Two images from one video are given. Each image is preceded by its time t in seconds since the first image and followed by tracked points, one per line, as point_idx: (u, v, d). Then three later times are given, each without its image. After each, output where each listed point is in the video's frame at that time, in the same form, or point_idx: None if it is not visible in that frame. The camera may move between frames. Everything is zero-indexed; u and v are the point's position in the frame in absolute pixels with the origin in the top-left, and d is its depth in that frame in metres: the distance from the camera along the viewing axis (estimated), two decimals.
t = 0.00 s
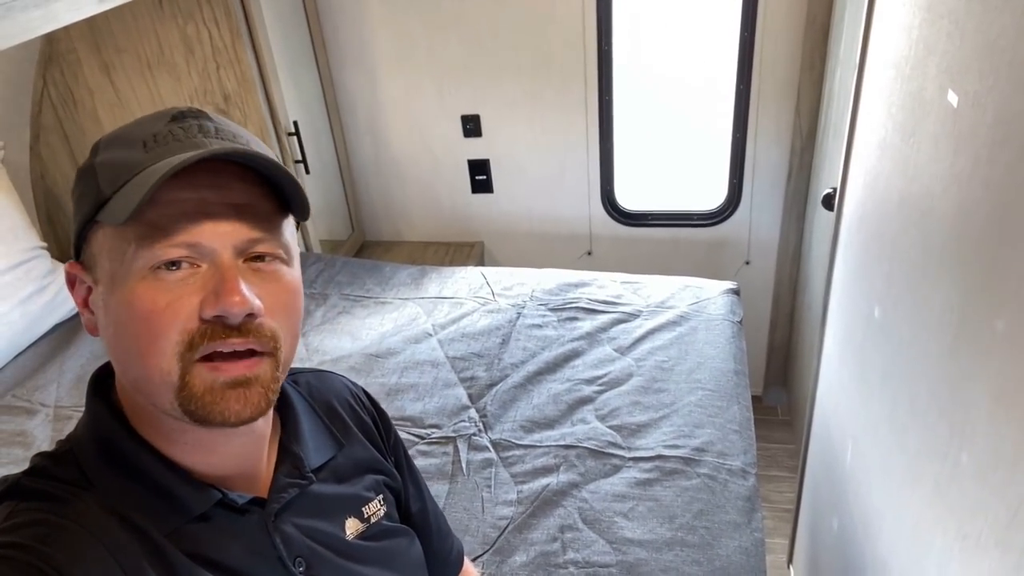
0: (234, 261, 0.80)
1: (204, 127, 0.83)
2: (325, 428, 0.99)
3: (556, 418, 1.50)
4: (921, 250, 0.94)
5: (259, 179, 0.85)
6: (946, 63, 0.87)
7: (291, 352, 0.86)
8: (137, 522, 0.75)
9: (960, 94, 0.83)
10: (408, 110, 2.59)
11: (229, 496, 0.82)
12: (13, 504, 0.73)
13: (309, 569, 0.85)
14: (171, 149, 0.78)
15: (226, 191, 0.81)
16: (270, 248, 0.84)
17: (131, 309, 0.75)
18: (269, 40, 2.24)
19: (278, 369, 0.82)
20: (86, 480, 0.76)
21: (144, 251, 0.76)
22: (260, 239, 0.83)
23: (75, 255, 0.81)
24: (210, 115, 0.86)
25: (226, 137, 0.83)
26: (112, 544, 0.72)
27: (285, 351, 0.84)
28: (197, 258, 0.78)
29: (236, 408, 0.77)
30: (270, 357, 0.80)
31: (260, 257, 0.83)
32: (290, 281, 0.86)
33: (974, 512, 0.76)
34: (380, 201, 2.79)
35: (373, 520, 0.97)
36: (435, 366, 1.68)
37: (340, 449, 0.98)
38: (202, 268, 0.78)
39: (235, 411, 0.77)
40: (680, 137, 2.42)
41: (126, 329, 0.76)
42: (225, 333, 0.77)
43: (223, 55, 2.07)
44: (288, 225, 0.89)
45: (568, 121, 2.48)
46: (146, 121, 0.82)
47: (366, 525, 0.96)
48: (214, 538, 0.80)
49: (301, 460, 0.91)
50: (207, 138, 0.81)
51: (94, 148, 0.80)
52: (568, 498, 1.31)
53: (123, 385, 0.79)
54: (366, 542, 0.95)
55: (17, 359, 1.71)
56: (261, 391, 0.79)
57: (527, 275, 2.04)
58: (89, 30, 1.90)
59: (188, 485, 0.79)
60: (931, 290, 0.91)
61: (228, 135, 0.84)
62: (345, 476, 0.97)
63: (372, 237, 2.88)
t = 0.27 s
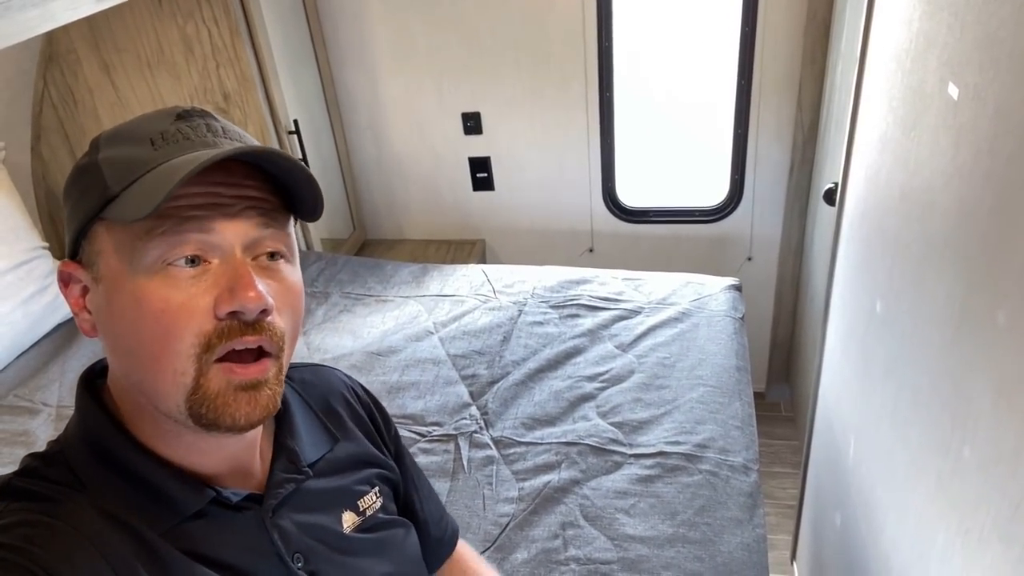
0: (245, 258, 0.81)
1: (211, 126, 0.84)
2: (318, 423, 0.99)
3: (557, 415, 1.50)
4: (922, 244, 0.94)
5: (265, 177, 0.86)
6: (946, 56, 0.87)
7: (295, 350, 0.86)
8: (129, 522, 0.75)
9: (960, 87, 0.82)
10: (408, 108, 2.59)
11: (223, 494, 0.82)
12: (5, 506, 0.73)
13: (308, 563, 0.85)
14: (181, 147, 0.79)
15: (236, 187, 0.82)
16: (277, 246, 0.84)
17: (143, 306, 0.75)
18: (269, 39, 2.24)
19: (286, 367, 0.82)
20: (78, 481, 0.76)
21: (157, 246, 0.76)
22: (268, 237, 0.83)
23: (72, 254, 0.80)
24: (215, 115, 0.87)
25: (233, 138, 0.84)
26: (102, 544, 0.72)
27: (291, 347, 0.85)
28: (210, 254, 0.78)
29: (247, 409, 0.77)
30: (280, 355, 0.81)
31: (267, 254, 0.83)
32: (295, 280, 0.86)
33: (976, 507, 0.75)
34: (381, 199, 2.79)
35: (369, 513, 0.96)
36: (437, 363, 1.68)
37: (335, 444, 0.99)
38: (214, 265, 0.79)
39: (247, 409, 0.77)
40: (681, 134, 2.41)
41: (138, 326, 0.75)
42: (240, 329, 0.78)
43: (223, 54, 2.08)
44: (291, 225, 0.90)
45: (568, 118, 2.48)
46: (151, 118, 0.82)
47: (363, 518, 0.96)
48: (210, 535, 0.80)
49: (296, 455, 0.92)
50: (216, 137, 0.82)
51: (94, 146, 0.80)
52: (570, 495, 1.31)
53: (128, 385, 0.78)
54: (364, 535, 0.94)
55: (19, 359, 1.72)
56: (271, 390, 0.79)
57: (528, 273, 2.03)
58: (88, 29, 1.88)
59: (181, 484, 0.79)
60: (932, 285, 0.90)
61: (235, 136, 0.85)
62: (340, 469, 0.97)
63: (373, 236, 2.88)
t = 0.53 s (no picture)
0: (250, 270, 0.81)
1: (222, 134, 0.83)
2: (319, 414, 0.99)
3: (561, 418, 1.50)
4: (928, 249, 0.94)
5: (275, 189, 0.85)
6: (953, 61, 0.87)
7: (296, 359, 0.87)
8: (133, 524, 0.75)
9: (966, 92, 0.82)
10: (413, 111, 2.59)
11: (228, 492, 0.82)
12: (10, 510, 0.73)
13: (314, 560, 0.86)
14: (191, 157, 0.79)
15: (245, 198, 0.81)
16: (281, 257, 0.84)
17: (147, 313, 0.75)
18: (274, 43, 2.24)
19: (286, 376, 0.83)
20: (82, 484, 0.77)
21: (162, 255, 0.76)
22: (273, 249, 0.83)
23: (77, 254, 0.80)
24: (227, 122, 0.87)
25: (243, 146, 0.84)
26: (106, 546, 0.72)
27: (291, 358, 0.85)
28: (215, 264, 0.78)
29: (246, 412, 0.78)
30: (281, 366, 0.81)
31: (271, 265, 0.84)
32: (299, 290, 0.87)
33: (983, 512, 0.75)
34: (385, 202, 2.79)
35: (369, 508, 0.96)
36: (441, 366, 1.68)
37: (337, 437, 0.99)
38: (219, 276, 0.79)
39: (245, 415, 0.78)
40: (685, 137, 2.41)
41: (141, 331, 0.75)
42: (242, 342, 0.78)
43: (228, 57, 2.08)
44: (297, 235, 0.90)
45: (573, 121, 2.48)
46: (163, 123, 0.82)
47: (364, 512, 0.95)
48: (216, 533, 0.80)
49: (299, 451, 0.92)
50: (227, 148, 0.82)
51: (104, 148, 0.80)
52: (575, 499, 1.31)
53: (130, 387, 0.79)
54: (368, 529, 0.94)
55: (24, 361, 1.72)
56: (270, 398, 0.80)
57: (532, 276, 2.03)
58: (95, 33, 1.89)
59: (185, 484, 0.79)
60: (938, 291, 0.90)
61: (245, 144, 0.84)
62: (342, 461, 0.97)
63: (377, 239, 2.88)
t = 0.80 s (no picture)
0: (254, 267, 0.81)
1: (224, 135, 0.84)
2: (320, 416, 0.99)
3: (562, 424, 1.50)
4: (930, 257, 0.94)
5: (276, 188, 0.86)
6: (956, 71, 0.87)
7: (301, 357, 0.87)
8: (137, 523, 0.76)
9: (969, 102, 0.82)
10: (416, 115, 2.60)
11: (231, 493, 0.82)
12: (15, 509, 0.73)
13: (316, 561, 0.86)
14: (193, 157, 0.79)
15: (247, 197, 0.82)
16: (285, 254, 0.85)
17: (152, 312, 0.75)
18: (279, 46, 2.25)
19: (291, 373, 0.83)
20: (86, 484, 0.77)
21: (167, 254, 0.76)
22: (277, 246, 0.84)
23: (82, 256, 0.80)
24: (228, 124, 0.87)
25: (245, 147, 0.84)
26: (110, 546, 0.72)
27: (296, 354, 0.86)
28: (219, 262, 0.79)
29: (253, 411, 0.78)
30: (286, 362, 0.81)
31: (275, 263, 0.84)
32: (303, 288, 0.87)
33: (983, 520, 0.75)
34: (387, 205, 2.80)
35: (370, 509, 0.96)
36: (442, 370, 1.68)
37: (338, 438, 0.99)
38: (223, 273, 0.79)
39: (252, 413, 0.78)
40: (687, 144, 2.42)
41: (146, 330, 0.76)
42: (247, 338, 0.78)
43: (233, 59, 2.08)
44: (299, 233, 0.90)
45: (575, 127, 2.49)
46: (166, 125, 0.82)
47: (365, 513, 0.95)
48: (219, 533, 0.80)
49: (301, 453, 0.92)
50: (229, 148, 0.82)
51: (108, 151, 0.81)
52: (575, 504, 1.31)
53: (135, 387, 0.79)
54: (370, 530, 0.94)
55: (25, 361, 1.72)
56: (276, 394, 0.80)
57: (534, 281, 2.04)
58: (100, 35, 1.92)
59: (189, 483, 0.79)
60: (939, 299, 0.90)
61: (246, 145, 0.85)
62: (343, 462, 0.97)
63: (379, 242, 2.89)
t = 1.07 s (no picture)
0: (255, 267, 0.81)
1: (225, 137, 0.84)
2: (323, 418, 1.00)
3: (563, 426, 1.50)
4: (932, 262, 0.94)
5: (278, 189, 0.86)
6: (957, 76, 0.87)
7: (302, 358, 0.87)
8: (140, 524, 0.76)
9: (971, 107, 0.83)
10: (417, 117, 2.60)
11: (233, 495, 0.82)
12: (18, 510, 0.74)
13: (318, 562, 0.86)
14: (195, 159, 0.79)
15: (248, 198, 0.82)
16: (287, 255, 0.85)
17: (153, 313, 0.76)
18: (281, 47, 2.25)
19: (293, 374, 0.83)
20: (89, 485, 0.77)
21: (168, 255, 0.76)
22: (278, 247, 0.84)
23: (86, 257, 0.80)
24: (230, 125, 0.87)
25: (246, 148, 0.84)
26: (113, 547, 0.72)
27: (297, 355, 0.86)
28: (220, 263, 0.79)
29: (255, 413, 0.78)
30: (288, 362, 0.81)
31: (277, 263, 0.84)
32: (305, 288, 0.87)
33: (983, 526, 0.75)
34: (388, 207, 2.80)
35: (372, 511, 0.96)
36: (442, 372, 1.69)
37: (340, 440, 0.99)
38: (224, 273, 0.79)
39: (253, 414, 0.78)
40: (689, 147, 2.42)
41: (147, 330, 0.76)
42: (248, 339, 0.78)
43: (235, 61, 2.07)
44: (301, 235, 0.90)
45: (576, 129, 2.49)
46: (167, 128, 0.83)
47: (367, 515, 0.95)
48: (221, 535, 0.80)
49: (303, 454, 0.92)
50: (230, 149, 0.82)
51: (110, 154, 0.81)
52: (575, 507, 1.31)
53: (136, 388, 0.79)
54: (371, 532, 0.94)
55: (26, 360, 1.72)
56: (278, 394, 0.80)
57: (535, 283, 2.04)
58: (102, 36, 1.93)
59: (192, 485, 0.79)
60: (940, 304, 0.90)
61: (248, 147, 0.85)
62: (346, 463, 0.97)
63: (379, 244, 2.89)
